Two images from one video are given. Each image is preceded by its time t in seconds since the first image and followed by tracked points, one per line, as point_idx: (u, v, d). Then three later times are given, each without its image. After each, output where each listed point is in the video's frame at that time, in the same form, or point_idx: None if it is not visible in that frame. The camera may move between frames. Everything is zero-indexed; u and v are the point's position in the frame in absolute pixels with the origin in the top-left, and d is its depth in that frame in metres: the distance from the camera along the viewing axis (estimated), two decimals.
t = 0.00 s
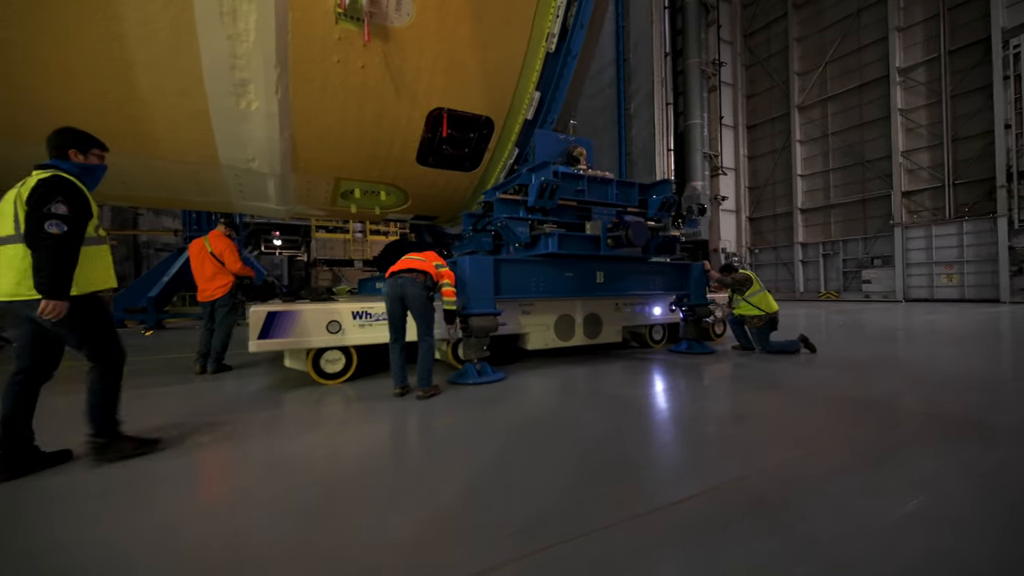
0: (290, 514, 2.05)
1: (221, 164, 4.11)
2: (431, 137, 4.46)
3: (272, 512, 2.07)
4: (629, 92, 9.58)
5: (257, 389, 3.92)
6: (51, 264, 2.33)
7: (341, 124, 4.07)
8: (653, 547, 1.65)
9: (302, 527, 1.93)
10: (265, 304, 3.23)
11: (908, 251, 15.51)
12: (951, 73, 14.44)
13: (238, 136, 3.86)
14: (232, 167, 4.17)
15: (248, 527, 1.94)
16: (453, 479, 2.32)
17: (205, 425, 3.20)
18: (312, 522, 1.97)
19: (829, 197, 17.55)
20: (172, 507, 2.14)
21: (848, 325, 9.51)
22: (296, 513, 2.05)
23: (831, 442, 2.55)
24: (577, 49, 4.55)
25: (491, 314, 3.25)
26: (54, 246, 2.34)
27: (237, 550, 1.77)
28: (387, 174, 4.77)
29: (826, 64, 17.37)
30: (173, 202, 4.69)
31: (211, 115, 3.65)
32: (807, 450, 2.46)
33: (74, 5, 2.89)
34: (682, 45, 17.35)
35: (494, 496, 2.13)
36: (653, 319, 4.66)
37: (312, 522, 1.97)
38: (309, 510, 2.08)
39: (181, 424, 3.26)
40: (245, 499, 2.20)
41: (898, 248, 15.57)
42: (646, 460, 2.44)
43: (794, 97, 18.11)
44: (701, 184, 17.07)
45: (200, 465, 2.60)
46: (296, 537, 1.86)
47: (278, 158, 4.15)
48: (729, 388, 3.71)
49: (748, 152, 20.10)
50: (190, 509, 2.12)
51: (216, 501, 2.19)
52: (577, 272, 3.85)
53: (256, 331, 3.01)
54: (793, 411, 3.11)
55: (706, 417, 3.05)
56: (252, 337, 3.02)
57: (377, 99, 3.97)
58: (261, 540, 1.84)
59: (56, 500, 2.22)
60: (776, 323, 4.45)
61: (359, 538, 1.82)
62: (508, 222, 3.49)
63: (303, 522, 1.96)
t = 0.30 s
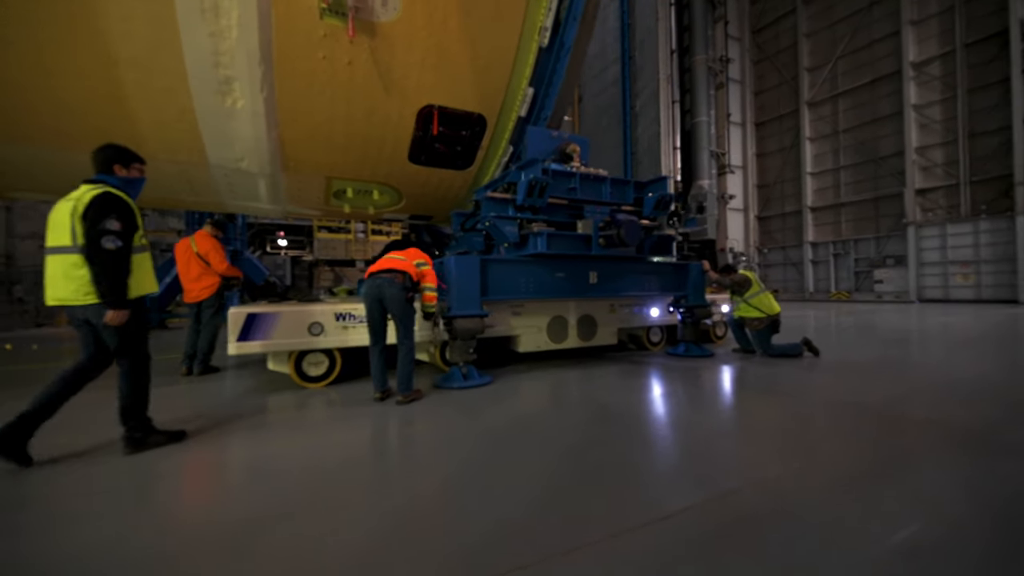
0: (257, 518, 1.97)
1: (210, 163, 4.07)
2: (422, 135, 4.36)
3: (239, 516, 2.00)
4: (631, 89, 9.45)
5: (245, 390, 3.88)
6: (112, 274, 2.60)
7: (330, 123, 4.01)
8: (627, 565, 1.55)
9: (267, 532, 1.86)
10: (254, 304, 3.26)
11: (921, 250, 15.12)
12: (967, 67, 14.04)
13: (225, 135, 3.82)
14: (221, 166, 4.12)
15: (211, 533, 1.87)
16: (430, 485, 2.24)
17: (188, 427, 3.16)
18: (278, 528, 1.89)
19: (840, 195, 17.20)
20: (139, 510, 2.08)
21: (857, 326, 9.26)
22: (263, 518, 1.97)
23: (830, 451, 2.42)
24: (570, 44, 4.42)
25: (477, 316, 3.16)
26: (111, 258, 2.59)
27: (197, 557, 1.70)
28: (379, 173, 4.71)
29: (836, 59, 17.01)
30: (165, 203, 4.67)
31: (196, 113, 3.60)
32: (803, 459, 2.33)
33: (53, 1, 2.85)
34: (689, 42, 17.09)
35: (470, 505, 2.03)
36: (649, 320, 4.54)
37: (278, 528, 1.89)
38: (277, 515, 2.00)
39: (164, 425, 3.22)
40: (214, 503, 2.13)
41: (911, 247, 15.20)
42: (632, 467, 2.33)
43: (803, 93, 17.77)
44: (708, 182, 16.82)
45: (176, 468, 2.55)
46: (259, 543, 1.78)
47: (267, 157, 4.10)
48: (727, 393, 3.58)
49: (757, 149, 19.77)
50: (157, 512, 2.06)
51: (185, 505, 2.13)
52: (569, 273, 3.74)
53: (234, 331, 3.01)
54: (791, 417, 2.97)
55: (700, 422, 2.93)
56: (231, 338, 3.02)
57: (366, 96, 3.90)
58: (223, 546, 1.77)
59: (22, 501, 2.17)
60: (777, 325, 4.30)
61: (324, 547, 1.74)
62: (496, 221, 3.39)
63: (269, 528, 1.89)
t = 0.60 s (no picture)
0: (223, 524, 1.89)
1: (200, 161, 4.01)
2: (415, 132, 4.27)
3: (205, 522, 1.92)
4: (636, 86, 9.28)
5: (233, 390, 3.82)
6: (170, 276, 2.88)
7: (320, 119, 3.93)
8: None
9: (230, 540, 1.77)
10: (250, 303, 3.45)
11: (935, 250, 14.75)
12: (983, 62, 13.64)
13: (214, 131, 3.76)
14: (210, 164, 4.07)
15: (172, 540, 1.78)
16: (406, 491, 2.14)
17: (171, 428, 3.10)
18: (242, 536, 1.80)
19: (851, 194, 16.84)
20: (105, 513, 2.01)
21: (867, 327, 9.02)
22: (229, 524, 1.89)
23: (831, 462, 2.28)
24: (565, 36, 4.37)
25: (464, 317, 3.06)
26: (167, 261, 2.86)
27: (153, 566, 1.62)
28: (373, 171, 4.62)
29: (847, 55, 16.66)
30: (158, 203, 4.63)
31: (183, 110, 3.54)
32: (802, 470, 2.20)
33: None
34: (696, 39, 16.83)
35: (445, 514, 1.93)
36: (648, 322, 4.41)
37: (242, 535, 1.80)
38: (245, 520, 1.92)
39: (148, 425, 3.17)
40: (183, 506, 2.06)
41: (924, 247, 14.84)
42: (619, 474, 2.21)
43: (813, 91, 17.43)
44: (715, 181, 16.56)
45: (151, 469, 2.48)
46: (220, 550, 1.70)
47: (257, 154, 4.04)
48: (726, 397, 3.44)
49: (765, 148, 19.43)
50: (123, 515, 1.99)
51: (152, 508, 2.05)
52: (563, 272, 3.62)
53: (214, 333, 3.14)
54: (792, 424, 2.83)
55: (695, 427, 2.81)
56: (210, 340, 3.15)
57: (355, 92, 3.82)
58: (184, 554, 1.69)
59: None
60: (779, 327, 4.15)
61: (286, 557, 1.65)
62: (486, 219, 3.29)
63: (233, 535, 1.80)
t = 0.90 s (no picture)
0: (177, 532, 1.78)
1: (181, 157, 3.88)
2: (403, 127, 4.14)
3: (158, 529, 1.80)
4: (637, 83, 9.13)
5: (213, 391, 3.71)
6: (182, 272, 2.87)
7: (303, 113, 3.81)
8: None
9: (178, 551, 1.65)
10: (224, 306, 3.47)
11: (940, 250, 14.53)
12: (991, 59, 13.40)
13: (194, 126, 3.65)
14: (192, 161, 3.94)
15: (119, 548, 1.67)
16: (375, 498, 2.02)
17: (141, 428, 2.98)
18: (193, 545, 1.68)
19: (855, 193, 16.62)
20: (56, 517, 1.91)
21: (873, 328, 8.81)
22: (183, 532, 1.78)
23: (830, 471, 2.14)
24: (557, 27, 4.32)
25: (448, 318, 2.93)
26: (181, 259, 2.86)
27: None
28: (361, 169, 4.50)
29: (852, 53, 16.44)
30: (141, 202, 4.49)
31: (159, 103, 3.43)
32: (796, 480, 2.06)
33: None
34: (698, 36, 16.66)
35: (413, 522, 1.81)
36: (643, 323, 4.28)
37: (193, 544, 1.69)
38: (201, 527, 1.81)
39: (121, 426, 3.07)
40: (139, 511, 1.94)
41: (930, 247, 14.62)
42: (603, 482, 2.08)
43: (817, 88, 17.22)
44: (717, 180, 16.38)
45: (114, 469, 2.37)
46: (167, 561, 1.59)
47: (240, 150, 3.93)
48: (721, 401, 3.30)
49: (769, 146, 19.19)
50: (75, 519, 1.88)
51: (106, 512, 1.94)
52: (554, 272, 3.49)
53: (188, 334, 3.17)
54: (790, 430, 2.70)
55: (686, 433, 2.68)
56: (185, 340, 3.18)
57: (340, 84, 3.70)
58: (128, 566, 1.59)
59: None
60: (779, 329, 4.02)
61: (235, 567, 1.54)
62: (472, 216, 3.17)
63: (183, 545, 1.69)
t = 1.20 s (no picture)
0: (128, 543, 1.67)
1: (159, 151, 3.76)
2: (389, 122, 4.03)
3: (109, 539, 1.69)
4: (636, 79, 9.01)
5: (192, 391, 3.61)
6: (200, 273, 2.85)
7: (284, 106, 3.70)
8: None
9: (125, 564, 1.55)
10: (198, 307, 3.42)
11: (941, 249, 14.41)
12: (991, 56, 13.28)
13: (171, 120, 3.53)
14: (171, 155, 3.82)
15: (61, 559, 1.56)
16: (340, 506, 1.92)
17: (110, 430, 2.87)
18: (143, 558, 1.58)
19: (855, 191, 16.50)
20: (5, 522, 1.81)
21: (873, 328, 8.68)
22: (134, 542, 1.67)
23: (823, 478, 2.03)
24: (545, 17, 4.22)
25: (429, 318, 2.83)
26: (199, 258, 2.85)
27: None
28: (347, 164, 4.39)
29: (852, 51, 16.32)
30: (120, 197, 4.37)
31: (135, 96, 3.32)
32: (787, 488, 1.95)
33: None
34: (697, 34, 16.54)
35: (379, 534, 1.70)
36: (635, 323, 4.19)
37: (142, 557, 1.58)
38: (154, 538, 1.70)
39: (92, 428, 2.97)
40: (91, 517, 1.84)
41: (930, 246, 14.50)
42: (583, 490, 1.97)
43: (816, 86, 17.11)
44: (716, 179, 16.26)
45: (75, 472, 2.27)
46: None
47: (221, 145, 3.81)
48: (714, 404, 3.20)
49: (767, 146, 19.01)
50: (22, 526, 1.77)
51: (57, 519, 1.83)
52: (540, 270, 3.39)
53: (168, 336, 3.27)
54: (783, 434, 2.59)
55: (675, 436, 2.57)
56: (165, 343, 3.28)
57: (321, 77, 3.58)
58: None
59: None
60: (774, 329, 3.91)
61: None
62: (454, 212, 3.07)
63: (131, 558, 1.58)
